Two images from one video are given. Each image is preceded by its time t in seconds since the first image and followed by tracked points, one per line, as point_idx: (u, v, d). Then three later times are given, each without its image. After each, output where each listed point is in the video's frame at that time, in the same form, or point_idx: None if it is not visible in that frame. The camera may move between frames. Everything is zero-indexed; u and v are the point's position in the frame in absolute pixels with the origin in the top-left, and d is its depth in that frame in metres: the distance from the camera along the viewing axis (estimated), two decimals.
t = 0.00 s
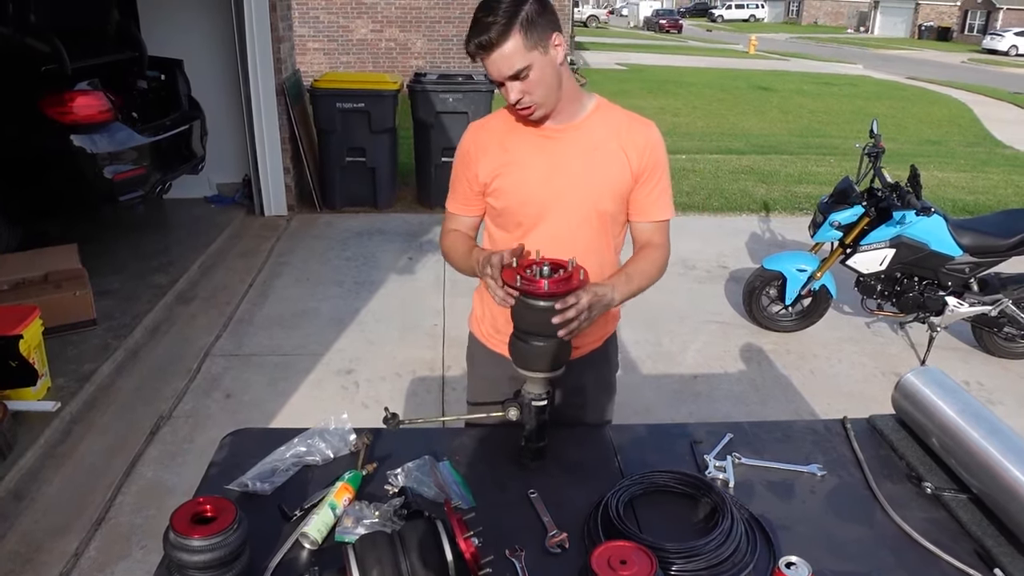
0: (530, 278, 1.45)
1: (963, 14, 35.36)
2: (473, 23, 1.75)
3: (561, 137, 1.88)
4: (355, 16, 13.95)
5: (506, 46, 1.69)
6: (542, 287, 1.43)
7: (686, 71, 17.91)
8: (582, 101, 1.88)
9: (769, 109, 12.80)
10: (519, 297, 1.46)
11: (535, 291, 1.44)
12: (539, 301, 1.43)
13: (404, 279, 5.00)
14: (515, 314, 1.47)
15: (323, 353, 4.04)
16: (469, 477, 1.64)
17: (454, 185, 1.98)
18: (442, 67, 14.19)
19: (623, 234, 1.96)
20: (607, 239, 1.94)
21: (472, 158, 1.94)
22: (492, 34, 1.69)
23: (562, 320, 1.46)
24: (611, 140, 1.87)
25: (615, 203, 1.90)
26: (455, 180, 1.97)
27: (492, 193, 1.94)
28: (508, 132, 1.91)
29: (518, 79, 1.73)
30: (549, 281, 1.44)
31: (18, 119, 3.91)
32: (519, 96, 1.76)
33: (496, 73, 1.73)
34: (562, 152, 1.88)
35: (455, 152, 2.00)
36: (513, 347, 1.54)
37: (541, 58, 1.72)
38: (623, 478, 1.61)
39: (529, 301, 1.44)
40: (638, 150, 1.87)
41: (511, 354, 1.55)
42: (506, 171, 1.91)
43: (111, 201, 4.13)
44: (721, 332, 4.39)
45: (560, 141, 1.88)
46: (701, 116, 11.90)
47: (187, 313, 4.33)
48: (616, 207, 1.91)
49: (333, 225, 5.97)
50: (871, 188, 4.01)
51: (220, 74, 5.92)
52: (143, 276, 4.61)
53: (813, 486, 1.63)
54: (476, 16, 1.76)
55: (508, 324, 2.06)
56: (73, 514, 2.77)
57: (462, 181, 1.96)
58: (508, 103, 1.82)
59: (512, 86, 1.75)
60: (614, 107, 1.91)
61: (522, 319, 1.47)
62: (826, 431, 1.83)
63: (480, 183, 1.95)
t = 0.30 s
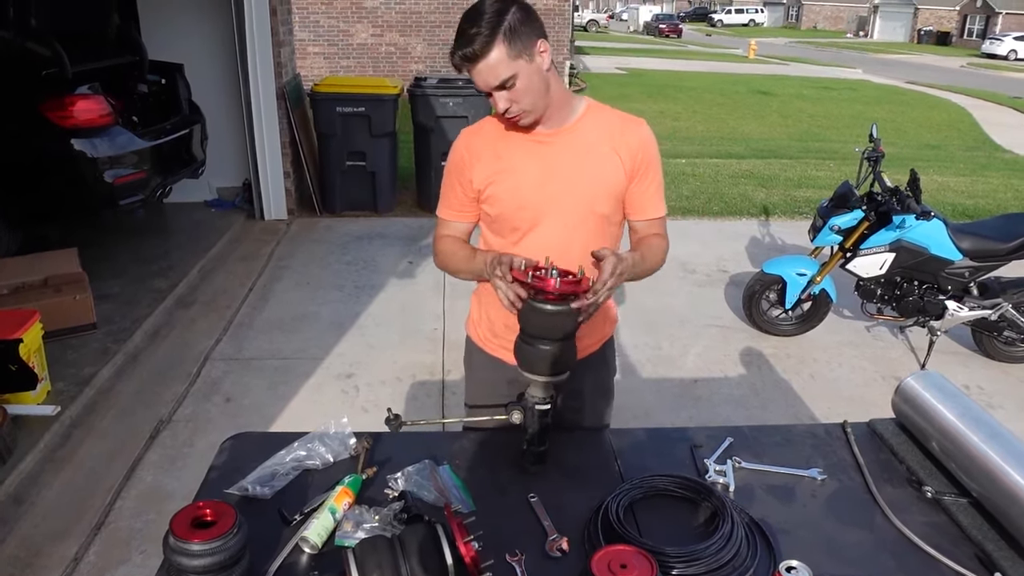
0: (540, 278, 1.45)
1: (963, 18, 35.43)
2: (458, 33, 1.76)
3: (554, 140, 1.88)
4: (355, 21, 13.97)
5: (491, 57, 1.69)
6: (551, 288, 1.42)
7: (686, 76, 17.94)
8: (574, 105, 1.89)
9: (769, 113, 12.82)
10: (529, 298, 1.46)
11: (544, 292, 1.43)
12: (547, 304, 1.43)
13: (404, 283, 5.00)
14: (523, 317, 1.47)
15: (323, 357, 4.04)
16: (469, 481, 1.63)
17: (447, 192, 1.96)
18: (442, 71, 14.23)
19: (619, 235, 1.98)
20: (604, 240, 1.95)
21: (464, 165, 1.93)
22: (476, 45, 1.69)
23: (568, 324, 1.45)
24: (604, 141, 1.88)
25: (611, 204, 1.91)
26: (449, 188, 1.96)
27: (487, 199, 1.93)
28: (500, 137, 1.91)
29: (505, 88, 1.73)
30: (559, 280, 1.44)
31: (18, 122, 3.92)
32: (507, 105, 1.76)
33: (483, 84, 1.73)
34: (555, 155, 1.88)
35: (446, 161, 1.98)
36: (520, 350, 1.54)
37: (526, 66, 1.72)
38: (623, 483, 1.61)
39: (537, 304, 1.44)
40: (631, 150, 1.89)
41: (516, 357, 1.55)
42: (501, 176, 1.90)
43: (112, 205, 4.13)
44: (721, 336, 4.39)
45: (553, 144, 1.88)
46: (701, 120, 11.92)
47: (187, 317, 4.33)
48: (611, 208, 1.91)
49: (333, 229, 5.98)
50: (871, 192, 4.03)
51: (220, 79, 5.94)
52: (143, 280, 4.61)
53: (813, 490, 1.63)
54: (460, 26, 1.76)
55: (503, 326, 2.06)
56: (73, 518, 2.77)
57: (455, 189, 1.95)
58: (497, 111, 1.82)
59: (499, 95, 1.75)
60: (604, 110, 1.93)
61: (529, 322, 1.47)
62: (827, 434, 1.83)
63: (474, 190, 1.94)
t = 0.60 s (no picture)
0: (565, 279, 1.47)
1: (962, 22, 35.52)
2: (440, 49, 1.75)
3: (543, 147, 1.88)
4: (354, 25, 13.98)
5: (473, 74, 1.69)
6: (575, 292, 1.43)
7: (685, 80, 17.96)
8: (560, 110, 1.89)
9: (768, 118, 12.84)
10: (550, 300, 1.47)
11: (565, 296, 1.45)
12: (566, 310, 1.44)
13: (403, 287, 5.00)
14: (541, 319, 1.48)
15: (322, 361, 4.03)
16: (468, 485, 1.63)
17: (439, 206, 1.96)
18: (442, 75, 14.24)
19: (613, 235, 1.99)
20: (599, 242, 1.95)
21: (456, 178, 1.92)
22: (459, 63, 1.69)
23: (585, 333, 1.46)
24: (593, 145, 1.89)
25: (604, 206, 1.92)
26: (441, 201, 1.96)
27: (480, 210, 1.93)
28: (489, 147, 1.90)
29: (490, 103, 1.74)
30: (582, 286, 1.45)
31: (17, 125, 3.90)
32: (493, 120, 1.77)
33: (468, 101, 1.74)
34: (545, 162, 1.88)
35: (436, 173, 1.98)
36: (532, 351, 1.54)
37: (509, 79, 1.72)
38: (621, 487, 1.61)
39: (557, 308, 1.45)
40: (620, 152, 1.90)
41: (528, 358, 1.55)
42: (492, 187, 1.90)
43: (111, 209, 4.14)
44: (720, 340, 4.39)
45: (543, 151, 1.88)
46: (700, 124, 11.93)
47: (186, 321, 4.33)
48: (604, 210, 1.92)
49: (332, 233, 5.98)
50: (869, 197, 4.04)
51: (218, 82, 5.94)
52: (142, 283, 4.61)
53: (812, 495, 1.63)
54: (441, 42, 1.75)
55: (501, 331, 2.07)
56: (71, 522, 2.76)
57: (448, 201, 1.95)
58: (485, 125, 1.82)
59: (485, 110, 1.75)
60: (591, 112, 1.93)
61: (547, 325, 1.47)
62: (825, 439, 1.83)
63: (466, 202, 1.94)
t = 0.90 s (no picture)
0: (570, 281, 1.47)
1: (960, 27, 35.59)
2: (468, 60, 1.66)
3: (531, 155, 1.87)
4: (353, 29, 14.01)
5: (524, 68, 1.67)
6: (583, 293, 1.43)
7: (684, 84, 17.99)
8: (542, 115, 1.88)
9: (766, 122, 12.86)
10: (557, 301, 1.47)
11: (573, 297, 1.45)
12: (573, 310, 1.44)
13: (402, 290, 5.01)
14: (549, 321, 1.47)
15: (322, 365, 4.04)
16: (467, 488, 1.64)
17: (430, 227, 1.94)
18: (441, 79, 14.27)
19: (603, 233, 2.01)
20: (593, 241, 1.97)
21: (445, 196, 1.90)
22: (509, 59, 1.64)
23: (594, 335, 1.47)
24: (579, 147, 1.89)
25: (594, 206, 1.93)
26: (432, 220, 1.94)
27: (474, 224, 1.92)
28: (476, 161, 1.88)
29: (535, 99, 1.71)
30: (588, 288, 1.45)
31: (17, 130, 3.90)
32: (536, 118, 1.73)
33: (519, 100, 1.68)
34: (535, 170, 1.87)
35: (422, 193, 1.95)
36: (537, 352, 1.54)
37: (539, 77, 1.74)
38: (619, 490, 1.61)
39: (564, 308, 1.45)
40: (604, 151, 1.91)
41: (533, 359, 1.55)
42: (483, 201, 1.89)
43: (110, 213, 4.14)
44: (719, 344, 4.39)
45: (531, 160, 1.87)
46: (699, 129, 11.96)
47: (185, 324, 4.33)
48: (596, 210, 1.93)
49: (331, 237, 5.99)
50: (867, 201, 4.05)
51: (217, 86, 5.95)
52: (142, 287, 4.61)
53: (810, 498, 1.63)
54: (467, 54, 1.67)
55: (502, 337, 2.07)
56: (70, 526, 2.76)
57: (439, 220, 1.93)
58: (510, 136, 1.76)
59: (529, 109, 1.71)
60: (571, 114, 1.93)
61: (554, 327, 1.47)
62: (823, 442, 1.84)
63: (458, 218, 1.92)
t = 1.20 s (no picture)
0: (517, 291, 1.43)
1: (959, 30, 35.67)
2: (549, 47, 1.58)
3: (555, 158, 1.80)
4: (352, 32, 14.03)
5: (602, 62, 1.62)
6: (530, 300, 1.40)
7: (682, 87, 18.01)
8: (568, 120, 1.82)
9: (765, 125, 12.88)
10: (510, 312, 1.44)
11: (524, 305, 1.41)
12: (528, 318, 1.41)
13: (401, 293, 5.01)
14: (506, 332, 1.45)
15: (320, 367, 4.03)
16: (465, 491, 1.63)
17: (437, 218, 1.81)
18: (439, 82, 14.28)
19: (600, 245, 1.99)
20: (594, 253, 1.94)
21: (458, 189, 1.78)
22: (595, 49, 1.59)
23: (555, 335, 1.44)
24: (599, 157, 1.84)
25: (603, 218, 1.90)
26: (438, 212, 1.80)
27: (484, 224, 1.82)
28: (496, 156, 1.77)
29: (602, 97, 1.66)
30: (536, 294, 1.41)
31: (19, 133, 3.92)
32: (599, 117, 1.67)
33: (596, 92, 1.61)
34: (555, 175, 1.81)
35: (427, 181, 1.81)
36: (503, 363, 1.52)
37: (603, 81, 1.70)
38: (618, 493, 1.60)
39: (519, 318, 1.42)
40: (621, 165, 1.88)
41: (502, 371, 1.53)
42: (500, 200, 1.80)
43: (108, 217, 4.12)
44: (718, 346, 4.39)
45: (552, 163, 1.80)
46: (698, 131, 11.97)
47: (184, 327, 4.33)
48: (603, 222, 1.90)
49: (330, 240, 5.98)
50: (866, 203, 4.05)
51: (217, 89, 5.96)
52: (141, 290, 4.61)
53: (809, 501, 1.63)
54: (549, 43, 1.58)
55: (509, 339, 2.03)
56: (68, 529, 2.75)
57: (446, 213, 1.80)
58: (568, 133, 1.67)
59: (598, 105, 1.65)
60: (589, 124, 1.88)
61: (513, 337, 1.44)
62: (822, 445, 1.83)
63: (468, 214, 1.81)
